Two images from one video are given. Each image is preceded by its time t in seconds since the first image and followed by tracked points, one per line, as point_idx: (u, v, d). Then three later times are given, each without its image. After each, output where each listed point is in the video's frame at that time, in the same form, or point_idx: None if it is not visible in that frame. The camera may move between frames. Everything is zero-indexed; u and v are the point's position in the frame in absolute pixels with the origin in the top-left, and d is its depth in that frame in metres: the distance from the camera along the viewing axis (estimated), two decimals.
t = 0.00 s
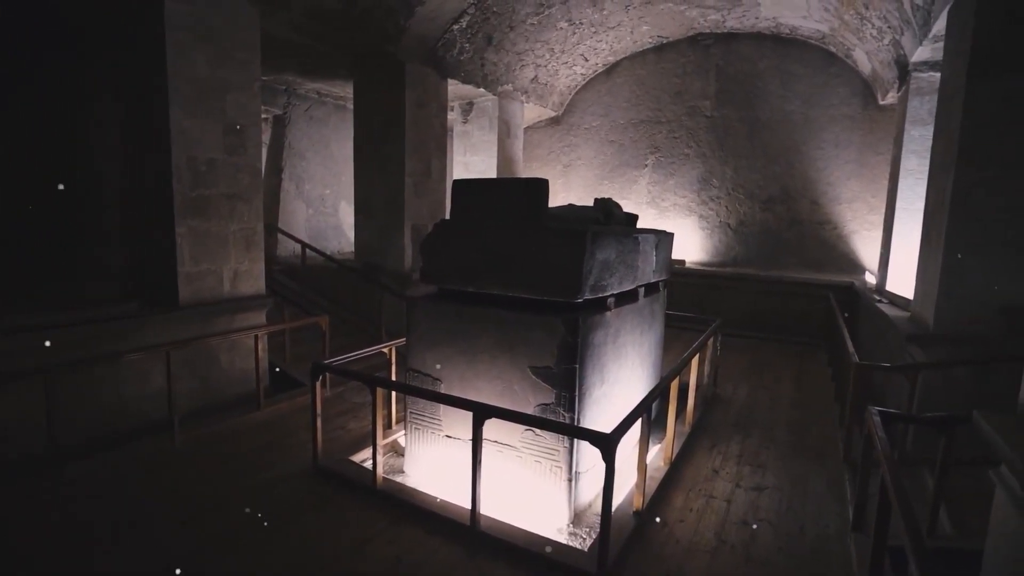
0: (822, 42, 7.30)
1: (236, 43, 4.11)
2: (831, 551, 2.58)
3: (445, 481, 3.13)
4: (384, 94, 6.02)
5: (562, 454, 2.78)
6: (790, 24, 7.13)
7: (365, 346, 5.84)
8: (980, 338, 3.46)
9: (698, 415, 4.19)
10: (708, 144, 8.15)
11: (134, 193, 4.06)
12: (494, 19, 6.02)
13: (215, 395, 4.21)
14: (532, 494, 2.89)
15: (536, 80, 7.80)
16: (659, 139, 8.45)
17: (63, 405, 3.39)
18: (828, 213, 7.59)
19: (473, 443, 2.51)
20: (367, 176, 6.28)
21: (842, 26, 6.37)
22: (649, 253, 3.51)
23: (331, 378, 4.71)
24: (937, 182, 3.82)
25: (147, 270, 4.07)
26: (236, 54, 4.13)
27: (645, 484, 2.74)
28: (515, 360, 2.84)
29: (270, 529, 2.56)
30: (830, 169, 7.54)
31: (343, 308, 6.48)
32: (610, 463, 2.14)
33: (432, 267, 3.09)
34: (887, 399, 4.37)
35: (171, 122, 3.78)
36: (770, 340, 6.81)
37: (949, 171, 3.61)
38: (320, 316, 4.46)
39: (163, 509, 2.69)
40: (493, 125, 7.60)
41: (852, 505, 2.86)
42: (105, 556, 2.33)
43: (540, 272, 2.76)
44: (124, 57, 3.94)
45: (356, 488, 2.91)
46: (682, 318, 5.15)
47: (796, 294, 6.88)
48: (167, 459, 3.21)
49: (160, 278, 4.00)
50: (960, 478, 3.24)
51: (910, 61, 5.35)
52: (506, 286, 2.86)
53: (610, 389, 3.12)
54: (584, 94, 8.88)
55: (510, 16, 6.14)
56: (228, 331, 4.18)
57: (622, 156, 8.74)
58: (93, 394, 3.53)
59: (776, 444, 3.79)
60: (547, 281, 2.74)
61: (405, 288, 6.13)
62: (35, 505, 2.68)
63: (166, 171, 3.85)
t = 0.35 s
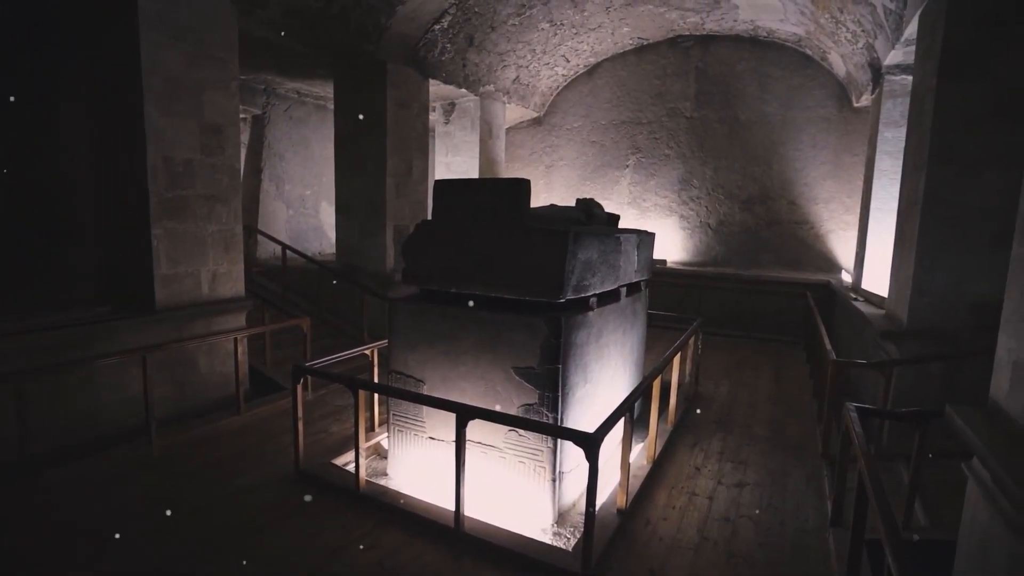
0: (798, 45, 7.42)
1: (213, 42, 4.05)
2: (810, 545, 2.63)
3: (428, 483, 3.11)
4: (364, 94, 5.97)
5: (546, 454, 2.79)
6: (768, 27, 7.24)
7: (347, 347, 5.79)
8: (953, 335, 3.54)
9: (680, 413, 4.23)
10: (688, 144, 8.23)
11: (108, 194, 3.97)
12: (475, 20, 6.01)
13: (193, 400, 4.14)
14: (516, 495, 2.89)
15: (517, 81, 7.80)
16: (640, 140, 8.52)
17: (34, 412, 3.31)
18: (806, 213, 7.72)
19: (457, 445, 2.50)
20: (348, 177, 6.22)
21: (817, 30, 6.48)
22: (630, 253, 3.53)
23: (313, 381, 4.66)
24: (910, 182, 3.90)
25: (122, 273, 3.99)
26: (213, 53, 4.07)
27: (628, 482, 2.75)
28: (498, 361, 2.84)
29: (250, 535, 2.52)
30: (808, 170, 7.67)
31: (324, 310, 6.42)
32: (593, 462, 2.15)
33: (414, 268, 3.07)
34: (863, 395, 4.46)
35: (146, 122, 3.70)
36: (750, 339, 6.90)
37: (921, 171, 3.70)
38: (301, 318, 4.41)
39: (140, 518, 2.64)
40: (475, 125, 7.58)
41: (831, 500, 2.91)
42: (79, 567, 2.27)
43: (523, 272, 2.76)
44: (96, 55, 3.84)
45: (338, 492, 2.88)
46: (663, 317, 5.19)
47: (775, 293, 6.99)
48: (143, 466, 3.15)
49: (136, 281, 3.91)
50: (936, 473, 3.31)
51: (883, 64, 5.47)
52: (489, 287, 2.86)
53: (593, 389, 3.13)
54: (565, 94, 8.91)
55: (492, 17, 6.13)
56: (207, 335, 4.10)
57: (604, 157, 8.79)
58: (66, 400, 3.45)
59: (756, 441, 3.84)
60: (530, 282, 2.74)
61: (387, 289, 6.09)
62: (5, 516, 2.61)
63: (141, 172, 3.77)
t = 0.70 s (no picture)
0: (774, 47, 7.54)
1: (188, 39, 3.97)
2: (789, 539, 2.67)
3: (411, 485, 3.09)
4: (344, 93, 5.91)
5: (528, 454, 2.79)
6: (744, 29, 7.34)
7: (327, 349, 5.73)
8: (925, 331, 3.63)
9: (661, 411, 4.26)
10: (667, 144, 8.31)
11: (79, 194, 3.87)
12: (455, 20, 5.99)
13: (169, 405, 4.05)
14: (499, 495, 2.88)
15: (497, 81, 7.79)
16: (620, 140, 8.57)
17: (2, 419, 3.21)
18: (782, 212, 7.84)
19: (439, 446, 2.49)
20: (328, 177, 6.16)
21: (792, 32, 6.58)
22: (611, 253, 3.55)
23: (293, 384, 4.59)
24: (882, 182, 3.99)
25: (94, 275, 3.89)
26: (187, 51, 3.99)
27: (611, 481, 2.76)
28: (480, 361, 2.83)
29: (230, 541, 2.48)
30: (784, 169, 7.79)
31: (304, 312, 6.34)
32: (576, 461, 2.15)
33: (395, 269, 3.05)
34: (840, 391, 4.55)
35: (118, 121, 3.62)
36: (729, 336, 7.00)
37: (892, 171, 3.78)
38: (280, 320, 4.35)
39: (115, 525, 2.57)
40: (456, 125, 7.56)
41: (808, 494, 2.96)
42: None
43: (505, 273, 2.76)
44: (65, 51, 3.74)
45: (319, 496, 2.85)
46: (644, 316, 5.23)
47: (753, 291, 7.09)
48: (118, 473, 3.08)
49: (109, 284, 3.82)
50: (910, 466, 3.39)
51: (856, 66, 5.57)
52: (470, 288, 2.85)
53: (575, 389, 3.14)
54: (545, 95, 8.93)
55: (471, 17, 6.12)
56: (183, 338, 4.02)
57: (584, 157, 8.83)
58: (35, 406, 3.35)
59: (736, 437, 3.89)
60: (512, 282, 2.74)
61: (368, 290, 6.04)
62: None
63: (113, 172, 3.68)
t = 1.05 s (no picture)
0: (752, 49, 7.65)
1: (164, 37, 3.90)
2: (770, 534, 2.71)
3: (394, 488, 3.07)
4: (324, 92, 5.85)
5: (512, 454, 2.79)
6: (723, 31, 7.43)
7: (309, 351, 5.67)
8: (899, 327, 3.71)
9: (644, 409, 4.30)
10: (648, 145, 8.38)
11: (50, 194, 3.77)
12: (436, 19, 5.97)
13: (146, 409, 3.97)
14: (483, 495, 2.88)
15: (479, 81, 7.78)
16: (602, 140, 8.62)
17: None
18: (761, 211, 7.95)
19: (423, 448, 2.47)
20: (308, 177, 6.09)
21: (770, 34, 6.68)
22: (593, 252, 3.57)
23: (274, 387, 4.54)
24: (857, 182, 4.07)
25: (67, 278, 3.79)
26: (163, 48, 3.92)
27: (595, 480, 2.78)
28: (463, 362, 2.82)
29: (210, 547, 2.44)
30: (762, 170, 7.91)
31: (284, 314, 6.26)
32: (559, 461, 2.16)
33: (377, 270, 3.03)
34: (818, 387, 4.63)
35: (91, 120, 3.53)
36: (709, 334, 7.08)
37: (867, 171, 3.86)
38: (260, 322, 4.29)
39: (91, 533, 2.52)
40: (438, 125, 7.53)
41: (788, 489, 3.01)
42: None
43: (488, 273, 2.76)
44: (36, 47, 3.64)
45: (301, 500, 2.82)
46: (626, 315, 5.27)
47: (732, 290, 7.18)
48: (94, 479, 3.01)
49: (83, 287, 3.74)
50: (886, 461, 3.47)
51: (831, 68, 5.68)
52: (453, 288, 2.84)
53: (558, 388, 3.15)
54: (527, 95, 8.94)
55: (453, 16, 6.10)
56: (160, 341, 3.95)
57: (566, 157, 8.86)
58: (7, 413, 3.26)
59: (717, 434, 3.94)
60: (495, 282, 2.74)
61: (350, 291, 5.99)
62: None
63: (86, 172, 3.60)
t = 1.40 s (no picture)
0: (727, 52, 7.76)
1: (134, 33, 3.81)
2: (748, 530, 2.75)
3: (374, 491, 3.05)
4: (301, 91, 5.77)
5: (493, 455, 2.79)
6: (699, 33, 7.53)
7: (287, 354, 5.58)
8: (872, 325, 3.80)
9: (624, 408, 4.33)
10: (627, 145, 8.45)
11: (15, 194, 3.65)
12: (414, 19, 5.93)
13: (118, 415, 3.87)
14: (464, 496, 2.87)
15: (458, 81, 7.76)
16: (581, 141, 8.67)
17: None
18: (737, 212, 8.07)
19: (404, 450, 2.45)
20: (285, 177, 6.01)
21: (745, 37, 6.79)
22: (572, 252, 3.58)
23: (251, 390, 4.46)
24: (830, 183, 4.16)
25: (34, 280, 3.68)
26: (133, 45, 3.82)
27: (576, 479, 2.79)
28: (443, 363, 2.81)
29: (185, 555, 2.39)
30: (738, 170, 8.02)
31: (261, 316, 6.16)
32: (540, 461, 2.16)
33: (356, 271, 3.00)
34: (793, 384, 4.71)
35: (57, 118, 3.43)
36: (688, 333, 7.16)
37: (839, 172, 3.95)
38: (236, 324, 4.21)
39: (60, 543, 2.44)
40: (417, 125, 7.49)
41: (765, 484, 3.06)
42: None
43: (467, 273, 2.75)
44: None
45: (280, 505, 2.77)
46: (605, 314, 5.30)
47: (710, 289, 7.28)
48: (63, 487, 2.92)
49: (51, 289, 3.63)
50: (859, 455, 3.55)
51: (805, 71, 5.80)
52: (433, 289, 2.83)
53: (538, 388, 3.16)
54: (507, 95, 8.95)
55: (432, 16, 6.08)
56: (132, 345, 3.85)
57: (545, 158, 8.88)
58: None
59: (696, 432, 3.99)
60: (475, 283, 2.73)
61: (329, 293, 5.92)
62: None
63: (53, 172, 3.49)
